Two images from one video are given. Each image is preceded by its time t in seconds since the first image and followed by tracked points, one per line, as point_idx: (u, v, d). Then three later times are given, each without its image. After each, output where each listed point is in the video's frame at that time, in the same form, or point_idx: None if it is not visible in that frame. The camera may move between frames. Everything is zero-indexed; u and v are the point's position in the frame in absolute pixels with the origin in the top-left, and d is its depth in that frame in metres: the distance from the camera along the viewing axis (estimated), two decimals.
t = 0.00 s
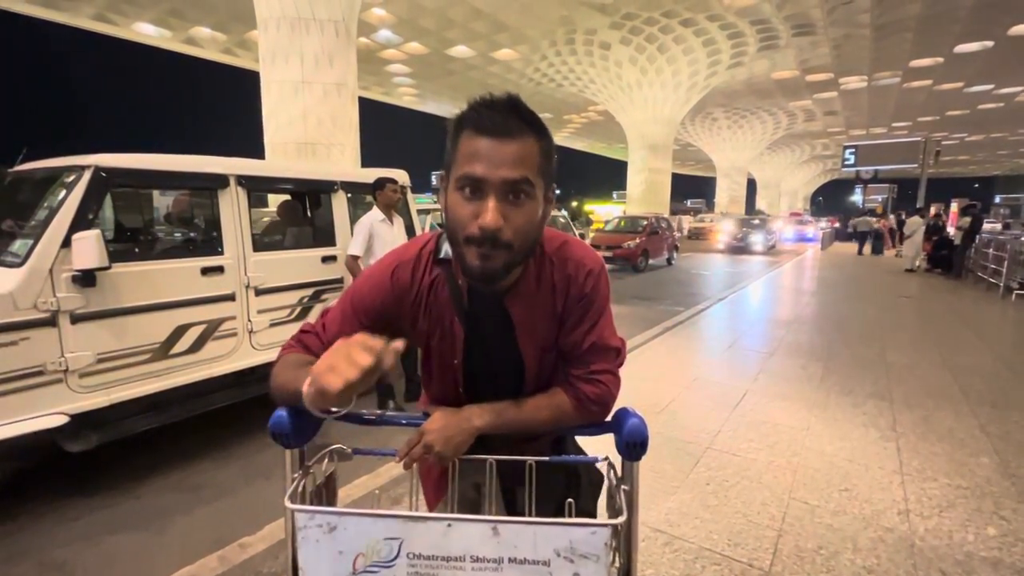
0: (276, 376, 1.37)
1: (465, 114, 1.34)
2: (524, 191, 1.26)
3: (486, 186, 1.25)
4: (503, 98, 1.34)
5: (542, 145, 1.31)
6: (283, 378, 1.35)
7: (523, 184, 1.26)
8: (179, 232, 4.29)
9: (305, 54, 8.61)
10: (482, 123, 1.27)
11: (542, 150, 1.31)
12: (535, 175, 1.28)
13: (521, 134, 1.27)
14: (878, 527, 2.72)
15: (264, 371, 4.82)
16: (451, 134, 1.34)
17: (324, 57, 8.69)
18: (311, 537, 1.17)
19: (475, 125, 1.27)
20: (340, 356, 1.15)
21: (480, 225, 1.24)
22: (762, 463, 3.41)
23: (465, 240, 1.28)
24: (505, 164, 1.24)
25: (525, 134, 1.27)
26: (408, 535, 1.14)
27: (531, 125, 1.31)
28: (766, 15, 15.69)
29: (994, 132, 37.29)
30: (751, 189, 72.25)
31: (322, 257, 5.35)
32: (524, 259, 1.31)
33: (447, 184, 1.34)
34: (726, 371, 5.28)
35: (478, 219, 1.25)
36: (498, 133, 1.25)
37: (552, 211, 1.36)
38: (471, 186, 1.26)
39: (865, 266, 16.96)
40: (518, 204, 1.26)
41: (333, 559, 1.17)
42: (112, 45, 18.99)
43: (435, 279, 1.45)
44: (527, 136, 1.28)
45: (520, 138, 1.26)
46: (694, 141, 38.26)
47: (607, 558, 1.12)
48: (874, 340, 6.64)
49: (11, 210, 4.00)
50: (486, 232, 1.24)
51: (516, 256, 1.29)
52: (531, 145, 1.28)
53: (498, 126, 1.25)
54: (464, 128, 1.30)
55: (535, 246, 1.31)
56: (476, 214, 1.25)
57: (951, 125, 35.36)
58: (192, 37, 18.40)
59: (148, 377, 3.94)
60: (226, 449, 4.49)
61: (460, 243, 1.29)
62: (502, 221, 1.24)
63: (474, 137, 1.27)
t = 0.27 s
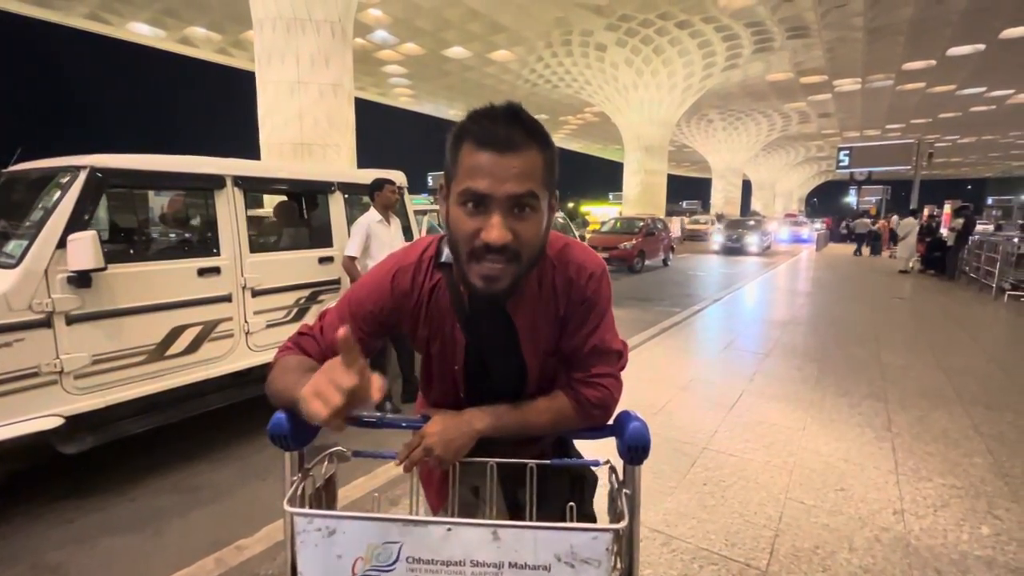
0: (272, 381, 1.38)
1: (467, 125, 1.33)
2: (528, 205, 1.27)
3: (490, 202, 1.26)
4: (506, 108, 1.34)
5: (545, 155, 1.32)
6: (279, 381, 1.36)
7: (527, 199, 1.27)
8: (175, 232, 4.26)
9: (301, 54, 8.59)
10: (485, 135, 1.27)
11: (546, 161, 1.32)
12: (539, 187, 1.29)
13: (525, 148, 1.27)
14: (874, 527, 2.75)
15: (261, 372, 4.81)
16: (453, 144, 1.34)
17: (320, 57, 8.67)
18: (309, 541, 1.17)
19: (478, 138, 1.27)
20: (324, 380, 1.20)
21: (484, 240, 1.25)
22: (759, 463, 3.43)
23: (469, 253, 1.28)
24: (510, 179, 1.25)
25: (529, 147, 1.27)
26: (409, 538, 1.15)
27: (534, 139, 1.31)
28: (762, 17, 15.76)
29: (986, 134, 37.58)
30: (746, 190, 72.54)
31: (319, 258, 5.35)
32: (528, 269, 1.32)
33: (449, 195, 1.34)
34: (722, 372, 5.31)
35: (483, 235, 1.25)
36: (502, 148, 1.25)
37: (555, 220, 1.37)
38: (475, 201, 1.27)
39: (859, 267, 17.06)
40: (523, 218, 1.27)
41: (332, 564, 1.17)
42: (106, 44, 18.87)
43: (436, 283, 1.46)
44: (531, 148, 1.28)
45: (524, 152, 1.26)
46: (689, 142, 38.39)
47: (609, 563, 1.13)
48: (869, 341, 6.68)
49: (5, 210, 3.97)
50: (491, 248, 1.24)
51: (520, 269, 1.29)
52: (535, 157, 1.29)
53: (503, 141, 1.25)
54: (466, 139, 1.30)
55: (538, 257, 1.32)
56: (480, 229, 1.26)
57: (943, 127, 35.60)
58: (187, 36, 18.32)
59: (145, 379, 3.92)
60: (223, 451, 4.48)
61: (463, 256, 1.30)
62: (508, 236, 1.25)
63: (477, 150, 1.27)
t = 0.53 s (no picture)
0: (272, 384, 1.37)
1: (472, 119, 1.34)
2: (543, 193, 1.31)
3: (509, 191, 1.27)
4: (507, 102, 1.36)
5: (550, 146, 1.36)
6: (281, 385, 1.35)
7: (543, 186, 1.30)
8: (165, 233, 4.26)
9: (294, 54, 8.55)
10: (496, 127, 1.28)
11: (551, 149, 1.36)
12: (550, 176, 1.32)
13: (534, 137, 1.30)
14: (866, 525, 2.79)
15: (254, 373, 4.80)
16: (459, 139, 1.35)
17: (313, 57, 8.65)
18: (304, 545, 1.18)
19: (490, 129, 1.29)
20: (313, 401, 1.20)
21: (506, 230, 1.26)
22: (752, 462, 3.47)
23: (485, 245, 1.28)
24: (526, 167, 1.27)
25: (538, 138, 1.31)
26: (406, 543, 1.16)
27: (543, 131, 1.34)
28: (753, 20, 15.87)
29: (973, 137, 38.04)
30: (737, 192, 72.99)
31: (313, 259, 5.33)
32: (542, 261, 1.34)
33: (459, 189, 1.35)
34: (714, 373, 5.35)
35: (505, 224, 1.26)
36: (515, 137, 1.28)
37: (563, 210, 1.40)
38: (493, 191, 1.28)
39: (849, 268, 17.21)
40: (539, 206, 1.30)
41: (328, 568, 1.18)
42: (97, 43, 18.69)
43: (435, 285, 1.46)
44: (539, 139, 1.31)
45: (535, 141, 1.29)
46: (681, 144, 38.54)
47: (608, 563, 1.15)
48: (859, 341, 6.76)
49: None
50: (515, 235, 1.25)
51: (536, 261, 1.31)
52: (544, 146, 1.32)
53: (515, 131, 1.28)
54: (475, 132, 1.31)
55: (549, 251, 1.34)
56: (501, 219, 1.27)
57: (931, 131, 36.00)
58: (177, 36, 18.17)
59: (136, 381, 3.90)
60: (216, 453, 4.46)
61: (480, 250, 1.30)
62: (529, 224, 1.26)
63: (489, 141, 1.29)
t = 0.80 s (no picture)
0: (268, 389, 1.36)
1: (454, 119, 1.35)
2: (529, 184, 1.31)
3: (494, 184, 1.27)
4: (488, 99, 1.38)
5: (533, 139, 1.37)
6: (277, 389, 1.34)
7: (528, 177, 1.30)
8: (152, 233, 4.23)
9: (282, 54, 8.50)
10: (477, 123, 1.29)
11: (534, 142, 1.36)
12: (534, 167, 1.32)
13: (515, 129, 1.31)
14: (853, 523, 2.83)
15: (242, 375, 4.78)
16: (443, 139, 1.36)
17: (302, 57, 8.60)
18: (300, 550, 1.18)
19: (473, 126, 1.30)
20: (318, 408, 1.20)
21: (495, 224, 1.26)
22: (741, 462, 3.50)
23: (476, 242, 1.29)
24: (509, 160, 1.28)
25: (520, 131, 1.31)
26: (402, 546, 1.17)
27: (524, 124, 1.34)
28: (742, 25, 16.01)
29: (956, 141, 38.65)
30: (726, 195, 73.56)
31: (302, 260, 5.31)
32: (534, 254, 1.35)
33: (445, 188, 1.35)
34: (703, 373, 5.39)
35: (491, 219, 1.26)
36: (497, 131, 1.28)
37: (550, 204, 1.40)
38: (477, 187, 1.28)
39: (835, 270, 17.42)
40: (525, 198, 1.30)
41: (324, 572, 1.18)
42: (82, 41, 18.42)
43: (429, 289, 1.45)
44: (521, 132, 1.32)
45: (517, 134, 1.30)
46: (670, 147, 38.74)
47: (603, 562, 1.17)
48: (845, 342, 6.85)
49: None
50: (503, 228, 1.25)
51: (526, 257, 1.31)
52: (526, 139, 1.33)
53: (496, 126, 1.29)
54: (458, 129, 1.32)
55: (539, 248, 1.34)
56: (489, 212, 1.27)
57: (915, 135, 36.53)
58: (164, 34, 17.97)
59: (123, 384, 3.86)
60: (205, 456, 4.42)
61: (471, 247, 1.30)
62: (517, 216, 1.27)
63: (471, 137, 1.29)
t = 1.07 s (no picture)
0: (256, 394, 1.37)
1: (413, 132, 1.30)
2: (480, 202, 1.22)
3: (440, 205, 1.22)
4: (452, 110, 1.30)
5: (498, 152, 1.27)
6: (268, 392, 1.35)
7: (477, 195, 1.22)
8: (135, 235, 4.15)
9: (269, 54, 8.44)
10: (429, 140, 1.23)
11: (496, 155, 1.27)
12: (491, 184, 1.24)
13: (466, 143, 1.22)
14: (839, 522, 2.88)
15: (228, 379, 4.72)
16: (403, 152, 1.31)
17: (289, 57, 8.55)
18: (291, 554, 1.19)
19: (424, 143, 1.24)
20: (348, 367, 1.18)
21: (441, 244, 1.21)
22: (728, 463, 3.55)
23: (430, 259, 1.25)
24: (457, 178, 1.21)
25: (476, 145, 1.23)
26: (394, 547, 1.18)
27: (479, 134, 1.24)
28: (727, 30, 16.19)
29: (936, 146, 39.37)
30: (713, 198, 74.28)
31: (290, 262, 5.28)
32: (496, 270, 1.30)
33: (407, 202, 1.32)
34: (690, 375, 5.44)
35: (438, 238, 1.22)
36: (446, 149, 1.21)
37: (516, 218, 1.32)
38: (427, 204, 1.23)
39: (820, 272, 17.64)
40: (475, 217, 1.22)
41: None
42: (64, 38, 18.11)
43: (419, 290, 1.48)
44: (478, 145, 1.23)
45: (469, 149, 1.22)
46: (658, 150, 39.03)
47: (594, 561, 1.19)
48: (829, 343, 6.94)
49: None
50: (445, 248, 1.21)
51: (483, 272, 1.26)
52: (483, 153, 1.24)
53: (445, 143, 1.22)
54: (414, 145, 1.27)
55: (503, 262, 1.29)
56: (435, 231, 1.23)
57: (897, 140, 37.18)
58: (148, 32, 17.75)
59: (105, 388, 3.81)
60: (191, 460, 4.38)
61: (425, 262, 1.26)
62: (462, 237, 1.21)
63: (424, 155, 1.24)
